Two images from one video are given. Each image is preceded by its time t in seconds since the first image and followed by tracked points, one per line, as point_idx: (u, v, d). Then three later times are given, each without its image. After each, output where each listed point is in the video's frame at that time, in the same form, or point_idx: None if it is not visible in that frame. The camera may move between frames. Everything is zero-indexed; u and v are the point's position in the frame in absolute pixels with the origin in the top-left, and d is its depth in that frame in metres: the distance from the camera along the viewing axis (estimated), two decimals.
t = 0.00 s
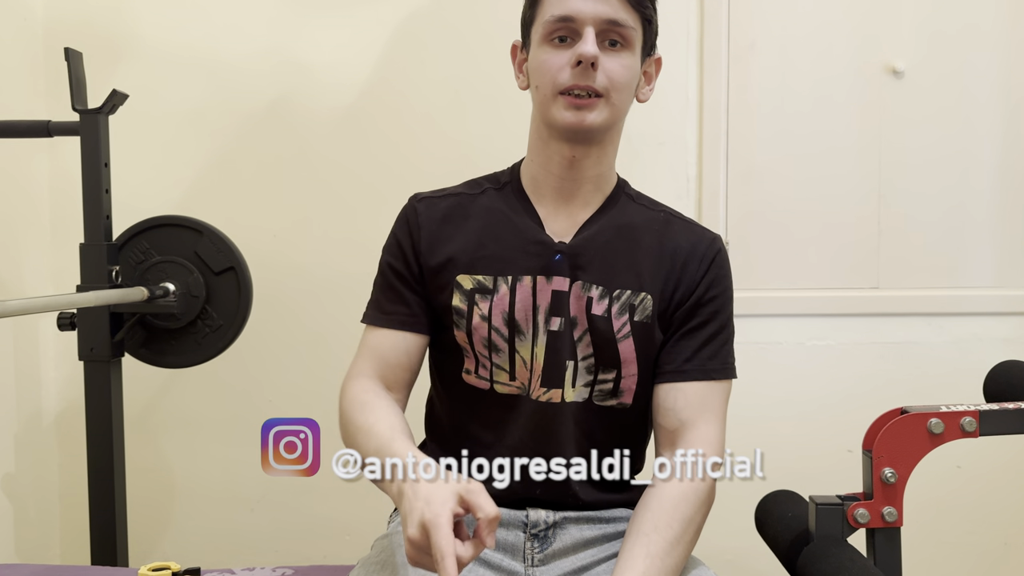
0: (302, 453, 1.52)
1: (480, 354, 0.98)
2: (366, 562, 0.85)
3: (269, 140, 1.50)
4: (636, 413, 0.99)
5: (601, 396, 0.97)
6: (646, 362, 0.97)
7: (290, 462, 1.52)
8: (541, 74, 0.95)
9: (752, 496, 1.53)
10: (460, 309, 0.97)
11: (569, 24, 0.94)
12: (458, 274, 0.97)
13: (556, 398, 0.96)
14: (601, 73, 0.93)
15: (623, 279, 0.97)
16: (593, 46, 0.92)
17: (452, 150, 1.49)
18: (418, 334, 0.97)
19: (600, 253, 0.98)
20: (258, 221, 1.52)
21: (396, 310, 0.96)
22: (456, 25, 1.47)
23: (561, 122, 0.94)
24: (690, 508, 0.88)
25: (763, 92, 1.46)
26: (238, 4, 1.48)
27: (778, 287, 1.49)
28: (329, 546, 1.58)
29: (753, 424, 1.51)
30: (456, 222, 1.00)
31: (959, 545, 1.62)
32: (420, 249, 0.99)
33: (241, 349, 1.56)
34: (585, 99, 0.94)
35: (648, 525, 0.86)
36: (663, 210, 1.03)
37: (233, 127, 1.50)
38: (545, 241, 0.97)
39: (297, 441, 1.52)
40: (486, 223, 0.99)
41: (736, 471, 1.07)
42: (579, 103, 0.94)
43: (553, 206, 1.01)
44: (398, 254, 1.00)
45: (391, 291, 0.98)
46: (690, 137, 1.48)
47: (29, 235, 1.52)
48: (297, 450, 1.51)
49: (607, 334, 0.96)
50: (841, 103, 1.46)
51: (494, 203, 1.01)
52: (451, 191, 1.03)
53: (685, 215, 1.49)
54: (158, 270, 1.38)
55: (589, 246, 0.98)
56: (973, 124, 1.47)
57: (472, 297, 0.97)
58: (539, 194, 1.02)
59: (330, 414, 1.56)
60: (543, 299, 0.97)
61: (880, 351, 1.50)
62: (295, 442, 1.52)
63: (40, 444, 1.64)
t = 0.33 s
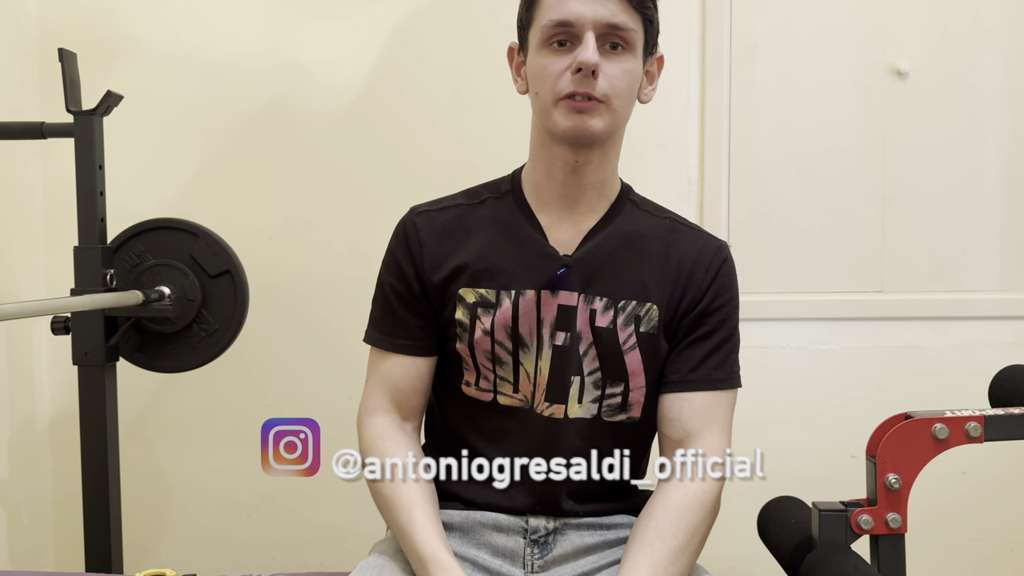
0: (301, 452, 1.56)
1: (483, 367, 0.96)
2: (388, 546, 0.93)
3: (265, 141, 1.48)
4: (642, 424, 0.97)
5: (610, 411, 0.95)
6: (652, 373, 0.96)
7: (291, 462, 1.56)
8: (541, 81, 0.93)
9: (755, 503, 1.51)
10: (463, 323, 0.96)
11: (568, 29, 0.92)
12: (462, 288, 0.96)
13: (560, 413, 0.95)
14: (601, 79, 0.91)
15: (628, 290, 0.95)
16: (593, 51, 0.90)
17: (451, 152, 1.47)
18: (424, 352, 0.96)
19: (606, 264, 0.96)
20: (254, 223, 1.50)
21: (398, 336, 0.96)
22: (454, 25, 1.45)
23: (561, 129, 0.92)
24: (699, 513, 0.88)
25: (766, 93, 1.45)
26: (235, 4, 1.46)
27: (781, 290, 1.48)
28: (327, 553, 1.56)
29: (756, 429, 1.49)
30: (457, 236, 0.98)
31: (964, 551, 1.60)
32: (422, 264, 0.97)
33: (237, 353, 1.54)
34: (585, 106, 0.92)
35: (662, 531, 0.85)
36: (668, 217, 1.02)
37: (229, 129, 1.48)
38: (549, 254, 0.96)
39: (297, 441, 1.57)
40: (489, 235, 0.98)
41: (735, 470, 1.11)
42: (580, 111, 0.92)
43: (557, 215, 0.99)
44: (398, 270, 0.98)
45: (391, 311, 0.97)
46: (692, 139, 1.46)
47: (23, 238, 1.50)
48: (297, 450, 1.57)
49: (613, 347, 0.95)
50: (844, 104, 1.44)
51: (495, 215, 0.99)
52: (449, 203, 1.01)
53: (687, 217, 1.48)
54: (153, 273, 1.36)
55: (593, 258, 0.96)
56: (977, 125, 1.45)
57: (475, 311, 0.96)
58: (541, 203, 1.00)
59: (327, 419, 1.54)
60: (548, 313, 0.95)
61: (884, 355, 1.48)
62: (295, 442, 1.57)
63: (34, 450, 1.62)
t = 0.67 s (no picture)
0: (301, 452, 1.54)
1: (480, 377, 0.95)
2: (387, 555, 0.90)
3: (262, 143, 1.46)
4: (642, 434, 0.95)
5: (609, 421, 0.93)
6: (652, 383, 0.94)
7: (291, 462, 1.53)
8: (538, 82, 0.91)
9: (757, 509, 1.49)
10: (459, 334, 0.94)
11: (564, 30, 0.90)
12: (458, 298, 0.94)
13: (559, 425, 0.93)
14: (598, 81, 0.90)
15: (627, 298, 0.94)
16: (590, 52, 0.89)
17: (449, 153, 1.46)
18: (421, 361, 0.95)
19: (604, 273, 0.94)
20: (250, 226, 1.49)
21: (393, 344, 0.94)
22: (453, 25, 1.44)
23: (558, 133, 0.91)
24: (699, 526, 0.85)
25: (769, 94, 1.43)
26: (231, 5, 1.45)
27: (783, 294, 1.46)
28: (323, 560, 1.54)
29: (759, 435, 1.47)
30: (453, 244, 0.97)
31: (969, 558, 1.58)
32: (418, 273, 0.96)
33: (233, 357, 1.52)
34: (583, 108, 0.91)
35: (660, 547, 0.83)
36: (668, 221, 1.00)
37: (225, 131, 1.47)
38: (546, 263, 0.94)
39: (297, 441, 1.54)
40: (486, 244, 0.96)
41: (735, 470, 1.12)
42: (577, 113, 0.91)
43: (554, 222, 0.98)
44: (393, 279, 0.96)
45: (387, 320, 0.95)
46: (694, 141, 1.44)
47: (16, 240, 1.48)
48: (296, 450, 1.54)
49: (613, 357, 0.93)
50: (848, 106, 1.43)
51: (491, 221, 0.98)
52: (444, 209, 1.00)
53: (688, 220, 1.46)
54: (148, 277, 1.34)
55: (591, 267, 0.94)
56: (983, 127, 1.43)
57: (471, 321, 0.94)
58: (539, 209, 0.98)
59: (323, 424, 1.52)
60: (546, 324, 0.93)
61: (889, 360, 1.46)
62: (295, 442, 1.54)
63: (26, 456, 1.59)
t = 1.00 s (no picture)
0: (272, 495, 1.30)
1: (476, 384, 0.93)
2: (384, 561, 0.88)
3: (258, 145, 1.45)
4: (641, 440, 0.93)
5: (609, 427, 0.91)
6: (653, 389, 0.92)
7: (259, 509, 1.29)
8: (532, 81, 0.90)
9: (760, 515, 1.47)
10: (455, 340, 0.92)
11: (558, 26, 0.89)
12: (453, 303, 0.93)
13: (557, 432, 0.90)
14: (593, 77, 0.88)
15: (626, 303, 0.92)
16: (584, 48, 0.87)
17: (448, 155, 1.44)
18: (416, 367, 0.94)
19: (602, 279, 0.92)
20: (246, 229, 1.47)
21: (388, 349, 0.93)
22: (451, 26, 1.42)
23: (553, 131, 0.89)
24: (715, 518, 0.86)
25: (772, 95, 1.42)
26: (226, 5, 1.43)
27: (786, 298, 1.44)
28: (319, 568, 1.51)
29: (761, 440, 1.46)
30: (448, 248, 0.95)
31: (975, 566, 1.55)
32: (413, 278, 0.94)
33: (229, 362, 1.50)
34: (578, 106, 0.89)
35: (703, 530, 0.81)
36: (666, 222, 0.98)
37: (222, 132, 1.45)
38: (542, 268, 0.92)
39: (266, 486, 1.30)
40: (482, 248, 0.94)
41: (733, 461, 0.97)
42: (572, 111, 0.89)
43: (550, 225, 0.96)
44: (388, 284, 0.95)
45: (381, 325, 0.94)
46: (696, 143, 1.43)
47: (9, 244, 1.46)
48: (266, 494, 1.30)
49: (612, 363, 0.91)
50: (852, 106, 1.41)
51: (487, 224, 0.96)
52: (440, 212, 0.98)
53: (690, 223, 1.44)
54: (143, 280, 1.32)
55: (588, 272, 0.92)
56: (989, 128, 1.41)
57: (467, 327, 0.92)
58: (535, 212, 0.97)
59: (319, 429, 1.50)
60: (542, 329, 0.91)
61: (893, 364, 1.44)
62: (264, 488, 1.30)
63: (20, 462, 1.57)
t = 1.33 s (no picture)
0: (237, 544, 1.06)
1: (472, 389, 0.91)
2: (383, 567, 0.87)
3: (254, 147, 1.43)
4: (645, 439, 0.92)
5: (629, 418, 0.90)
6: (664, 374, 0.92)
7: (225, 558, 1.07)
8: (523, 86, 0.88)
9: (762, 522, 1.45)
10: (450, 344, 0.90)
11: (548, 29, 0.87)
12: (448, 307, 0.91)
13: (568, 429, 0.89)
14: (585, 83, 0.86)
15: (631, 293, 0.91)
16: (575, 53, 0.85)
17: (447, 158, 1.43)
18: (412, 373, 0.92)
19: (603, 275, 0.91)
20: (242, 233, 1.45)
21: (382, 356, 0.91)
22: (450, 27, 1.40)
23: (543, 137, 0.87)
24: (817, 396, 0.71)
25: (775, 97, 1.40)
26: (222, 6, 1.42)
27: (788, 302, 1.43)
28: None
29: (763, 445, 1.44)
30: (443, 252, 0.93)
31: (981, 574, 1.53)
32: (407, 284, 0.92)
33: (224, 367, 1.49)
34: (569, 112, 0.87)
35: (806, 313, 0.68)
36: (660, 213, 0.98)
37: (218, 134, 1.43)
38: (539, 270, 0.90)
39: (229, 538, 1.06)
40: (476, 252, 0.92)
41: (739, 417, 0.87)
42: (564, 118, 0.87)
43: (544, 228, 0.94)
44: (382, 290, 0.93)
45: (375, 331, 0.92)
46: (697, 146, 1.41)
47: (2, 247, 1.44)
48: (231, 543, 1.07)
49: (625, 356, 0.90)
50: (855, 108, 1.40)
51: (481, 229, 0.94)
52: (434, 217, 0.96)
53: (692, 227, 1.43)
54: (138, 284, 1.30)
55: (587, 273, 0.91)
56: (995, 129, 1.40)
57: (462, 332, 0.90)
58: (529, 215, 0.95)
59: (316, 435, 1.48)
60: (539, 332, 0.89)
61: (897, 369, 1.43)
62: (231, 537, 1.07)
63: (13, 467, 1.55)
